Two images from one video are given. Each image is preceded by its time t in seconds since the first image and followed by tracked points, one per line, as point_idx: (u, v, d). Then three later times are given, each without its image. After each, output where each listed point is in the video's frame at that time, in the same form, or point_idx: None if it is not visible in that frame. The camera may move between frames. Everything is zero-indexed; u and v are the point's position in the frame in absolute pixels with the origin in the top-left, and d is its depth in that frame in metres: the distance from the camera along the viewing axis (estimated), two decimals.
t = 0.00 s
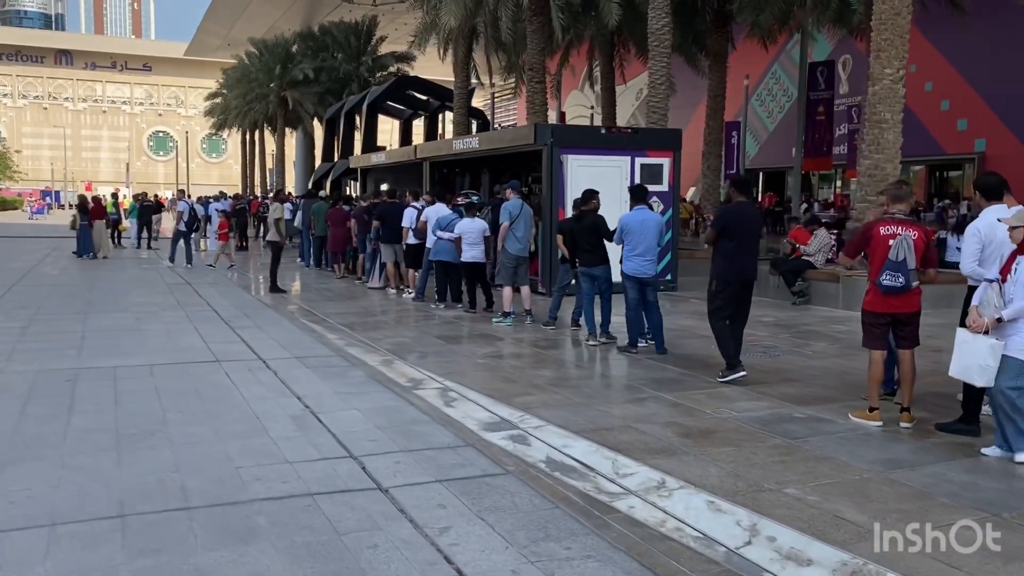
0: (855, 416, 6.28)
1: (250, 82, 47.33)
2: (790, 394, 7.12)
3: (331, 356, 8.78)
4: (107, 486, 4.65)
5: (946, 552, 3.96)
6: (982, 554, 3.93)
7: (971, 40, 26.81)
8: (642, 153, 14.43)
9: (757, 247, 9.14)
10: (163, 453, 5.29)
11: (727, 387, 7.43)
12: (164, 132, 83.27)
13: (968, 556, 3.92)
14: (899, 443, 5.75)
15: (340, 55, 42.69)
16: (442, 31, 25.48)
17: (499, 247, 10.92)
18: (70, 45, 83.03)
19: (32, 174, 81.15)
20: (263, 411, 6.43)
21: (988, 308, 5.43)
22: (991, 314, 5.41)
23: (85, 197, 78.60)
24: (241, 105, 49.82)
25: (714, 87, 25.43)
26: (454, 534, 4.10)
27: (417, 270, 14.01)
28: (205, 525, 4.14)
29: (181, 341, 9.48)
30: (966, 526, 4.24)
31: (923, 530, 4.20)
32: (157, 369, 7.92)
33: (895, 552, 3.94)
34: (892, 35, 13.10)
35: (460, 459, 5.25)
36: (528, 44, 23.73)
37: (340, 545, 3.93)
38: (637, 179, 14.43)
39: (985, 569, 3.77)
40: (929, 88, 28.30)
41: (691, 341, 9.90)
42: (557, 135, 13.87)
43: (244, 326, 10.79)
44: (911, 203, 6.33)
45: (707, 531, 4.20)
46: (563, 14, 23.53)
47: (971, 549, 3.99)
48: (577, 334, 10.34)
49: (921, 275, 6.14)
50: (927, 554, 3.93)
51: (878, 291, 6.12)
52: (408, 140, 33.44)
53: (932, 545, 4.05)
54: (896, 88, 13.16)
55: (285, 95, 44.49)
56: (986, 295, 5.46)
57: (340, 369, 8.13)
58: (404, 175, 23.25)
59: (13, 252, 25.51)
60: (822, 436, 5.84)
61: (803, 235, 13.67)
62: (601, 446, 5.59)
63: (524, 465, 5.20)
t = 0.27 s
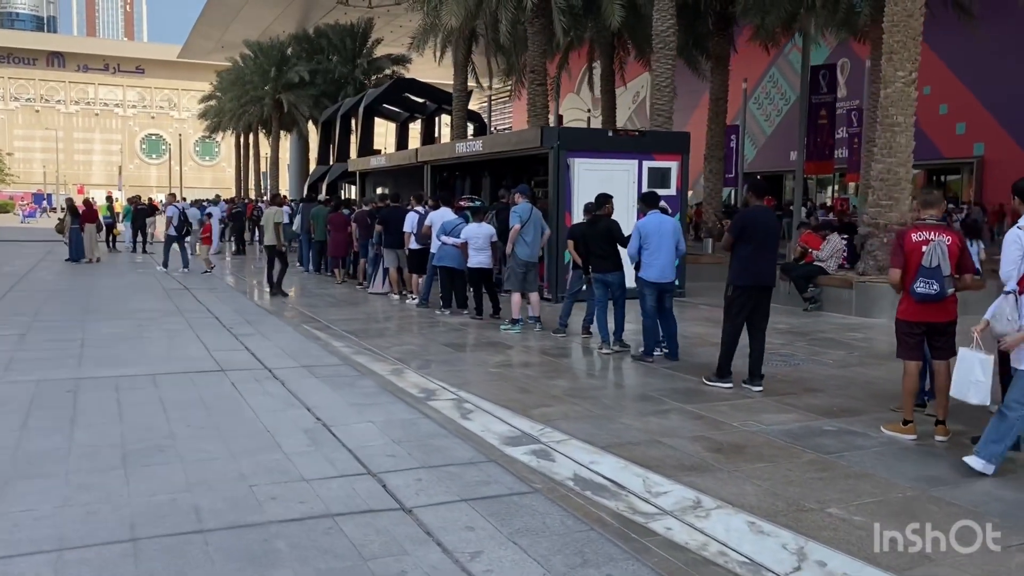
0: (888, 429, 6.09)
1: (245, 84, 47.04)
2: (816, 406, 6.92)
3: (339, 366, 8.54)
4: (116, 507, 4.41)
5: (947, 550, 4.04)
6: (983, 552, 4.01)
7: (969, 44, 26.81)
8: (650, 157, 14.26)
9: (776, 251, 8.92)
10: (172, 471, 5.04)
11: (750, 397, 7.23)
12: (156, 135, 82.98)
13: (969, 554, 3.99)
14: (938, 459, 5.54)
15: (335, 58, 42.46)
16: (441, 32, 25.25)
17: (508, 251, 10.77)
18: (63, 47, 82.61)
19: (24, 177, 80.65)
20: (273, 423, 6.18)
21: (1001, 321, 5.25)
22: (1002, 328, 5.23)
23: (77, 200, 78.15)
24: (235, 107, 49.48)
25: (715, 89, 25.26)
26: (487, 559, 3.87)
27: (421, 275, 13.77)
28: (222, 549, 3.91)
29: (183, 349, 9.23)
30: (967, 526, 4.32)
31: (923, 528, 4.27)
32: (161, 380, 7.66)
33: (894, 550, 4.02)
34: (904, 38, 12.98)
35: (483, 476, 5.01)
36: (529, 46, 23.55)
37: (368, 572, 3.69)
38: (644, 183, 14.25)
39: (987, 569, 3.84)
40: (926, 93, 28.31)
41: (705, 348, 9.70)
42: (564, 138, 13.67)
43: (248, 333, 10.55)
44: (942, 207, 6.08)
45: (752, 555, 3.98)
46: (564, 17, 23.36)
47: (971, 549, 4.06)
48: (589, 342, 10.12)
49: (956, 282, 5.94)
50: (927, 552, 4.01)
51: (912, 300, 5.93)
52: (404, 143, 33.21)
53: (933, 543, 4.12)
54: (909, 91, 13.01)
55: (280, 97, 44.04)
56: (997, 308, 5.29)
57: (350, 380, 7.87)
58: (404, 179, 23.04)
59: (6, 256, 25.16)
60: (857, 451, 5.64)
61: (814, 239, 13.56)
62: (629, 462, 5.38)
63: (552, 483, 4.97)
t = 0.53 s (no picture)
0: (918, 438, 5.89)
1: (242, 87, 46.82)
2: (841, 414, 6.72)
3: (346, 373, 8.31)
4: (124, 525, 4.20)
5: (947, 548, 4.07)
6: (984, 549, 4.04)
7: (968, 48, 26.72)
8: (657, 160, 14.06)
9: (788, 258, 8.63)
10: (181, 485, 4.82)
11: (772, 405, 7.02)
12: (153, 139, 82.77)
13: (966, 550, 4.03)
14: (975, 470, 5.35)
15: (332, 61, 42.23)
16: (441, 34, 25.02)
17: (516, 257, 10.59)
18: (59, 50, 82.27)
19: (19, 180, 80.33)
20: (284, 434, 5.96)
21: (999, 330, 5.19)
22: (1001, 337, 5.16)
23: (73, 204, 77.84)
24: (232, 111, 49.20)
25: (717, 93, 25.03)
26: None
27: (425, 279, 13.53)
28: (239, 571, 3.69)
29: (186, 355, 9.00)
30: (967, 526, 4.35)
31: (923, 525, 4.31)
32: (164, 387, 7.43)
33: (894, 549, 4.06)
34: (915, 40, 12.75)
35: (507, 491, 4.80)
36: (531, 49, 23.37)
37: None
38: (651, 186, 14.04)
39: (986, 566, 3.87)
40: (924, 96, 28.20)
41: (719, 354, 9.50)
42: (570, 141, 13.45)
43: (251, 338, 10.32)
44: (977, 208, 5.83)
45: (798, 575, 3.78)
46: (566, 20, 23.14)
47: (971, 547, 4.09)
48: (600, 349, 9.89)
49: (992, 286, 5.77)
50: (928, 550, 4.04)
51: (946, 306, 5.78)
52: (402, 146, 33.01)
53: (934, 541, 4.15)
54: (920, 94, 12.78)
55: (277, 101, 44.07)
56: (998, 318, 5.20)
57: (359, 387, 7.64)
58: (403, 182, 22.81)
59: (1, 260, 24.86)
60: (891, 462, 5.44)
61: (823, 243, 13.34)
62: (658, 474, 5.17)
63: (578, 498, 4.76)
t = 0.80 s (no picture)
0: (953, 455, 5.69)
1: (239, 93, 46.60)
2: (867, 429, 6.52)
3: (353, 386, 8.07)
4: (130, 554, 3.96)
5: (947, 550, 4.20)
6: (983, 554, 4.15)
7: (965, 55, 26.69)
8: (663, 166, 13.86)
9: (796, 267, 8.39)
10: (188, 510, 4.58)
11: (795, 420, 6.80)
12: (148, 145, 82.54)
13: (967, 555, 4.14)
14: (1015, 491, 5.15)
15: (330, 67, 42.03)
16: (440, 39, 24.81)
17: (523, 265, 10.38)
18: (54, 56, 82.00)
19: (14, 187, 79.93)
20: (293, 452, 5.71)
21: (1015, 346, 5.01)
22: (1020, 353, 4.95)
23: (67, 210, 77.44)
24: (229, 117, 48.92)
25: (719, 99, 24.79)
26: None
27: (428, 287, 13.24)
28: None
29: (187, 367, 8.75)
30: (967, 526, 4.48)
31: (923, 529, 4.43)
32: (165, 402, 7.19)
33: (896, 551, 4.16)
34: (926, 45, 12.62)
35: (531, 516, 4.57)
36: (532, 55, 23.25)
37: None
38: (657, 193, 13.84)
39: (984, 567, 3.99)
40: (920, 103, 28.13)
41: (734, 366, 9.28)
42: (576, 147, 13.26)
43: (253, 349, 10.07)
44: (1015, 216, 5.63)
45: None
46: (568, 25, 22.94)
47: (972, 549, 4.20)
48: (612, 360, 9.63)
49: None
50: (927, 552, 4.16)
51: (982, 319, 5.56)
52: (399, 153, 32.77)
53: (933, 545, 4.26)
54: (931, 99, 12.65)
55: (274, 107, 43.80)
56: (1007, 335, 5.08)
57: (367, 401, 7.39)
58: (404, 189, 22.60)
59: None
60: (927, 482, 5.24)
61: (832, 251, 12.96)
62: (687, 496, 4.95)
63: (606, 523, 4.54)
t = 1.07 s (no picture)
0: (988, 476, 5.54)
1: (233, 101, 46.31)
2: (894, 446, 6.33)
3: (360, 401, 7.80)
4: None
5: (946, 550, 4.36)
6: (982, 552, 4.32)
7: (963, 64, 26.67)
8: (670, 174, 13.66)
9: (809, 278, 7.98)
10: (196, 537, 4.33)
11: (820, 437, 6.61)
12: (141, 152, 82.09)
13: (965, 554, 4.29)
14: None
15: (325, 74, 41.80)
16: (438, 46, 24.59)
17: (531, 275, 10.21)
18: (46, 63, 81.60)
19: (5, 195, 79.27)
20: (303, 474, 5.46)
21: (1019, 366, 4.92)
22: None
23: (59, 217, 76.82)
24: (223, 124, 48.57)
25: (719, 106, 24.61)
26: None
27: (430, 297, 12.96)
28: None
29: (188, 382, 8.49)
30: (965, 527, 4.66)
31: (923, 529, 4.60)
32: (167, 420, 6.93)
33: (896, 551, 4.31)
34: (937, 52, 12.49)
35: (559, 544, 4.34)
36: (531, 63, 23.10)
37: None
38: (663, 201, 13.64)
39: (981, 566, 4.15)
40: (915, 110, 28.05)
41: (749, 379, 9.05)
42: (581, 154, 13.05)
43: (255, 362, 9.81)
44: None
45: None
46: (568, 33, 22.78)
47: (971, 549, 4.36)
48: (624, 373, 9.38)
49: None
50: (927, 552, 4.33)
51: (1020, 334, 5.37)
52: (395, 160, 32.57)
53: (933, 544, 4.43)
54: (942, 107, 12.49)
55: (269, 114, 43.41)
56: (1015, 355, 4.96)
57: (376, 418, 7.14)
58: (402, 197, 22.35)
59: None
60: (967, 504, 5.05)
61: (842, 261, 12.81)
62: (720, 521, 4.73)
63: (638, 551, 4.31)
